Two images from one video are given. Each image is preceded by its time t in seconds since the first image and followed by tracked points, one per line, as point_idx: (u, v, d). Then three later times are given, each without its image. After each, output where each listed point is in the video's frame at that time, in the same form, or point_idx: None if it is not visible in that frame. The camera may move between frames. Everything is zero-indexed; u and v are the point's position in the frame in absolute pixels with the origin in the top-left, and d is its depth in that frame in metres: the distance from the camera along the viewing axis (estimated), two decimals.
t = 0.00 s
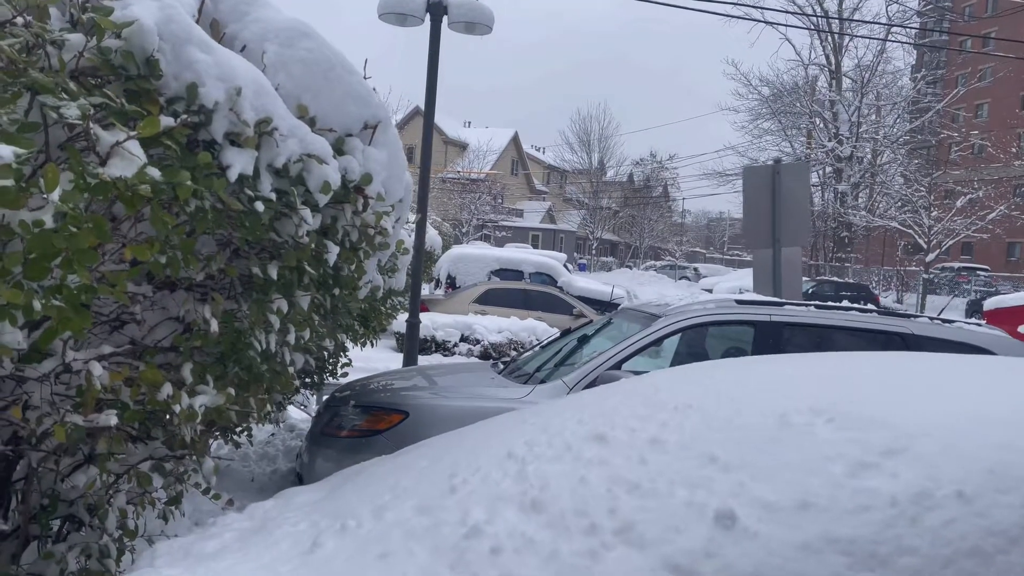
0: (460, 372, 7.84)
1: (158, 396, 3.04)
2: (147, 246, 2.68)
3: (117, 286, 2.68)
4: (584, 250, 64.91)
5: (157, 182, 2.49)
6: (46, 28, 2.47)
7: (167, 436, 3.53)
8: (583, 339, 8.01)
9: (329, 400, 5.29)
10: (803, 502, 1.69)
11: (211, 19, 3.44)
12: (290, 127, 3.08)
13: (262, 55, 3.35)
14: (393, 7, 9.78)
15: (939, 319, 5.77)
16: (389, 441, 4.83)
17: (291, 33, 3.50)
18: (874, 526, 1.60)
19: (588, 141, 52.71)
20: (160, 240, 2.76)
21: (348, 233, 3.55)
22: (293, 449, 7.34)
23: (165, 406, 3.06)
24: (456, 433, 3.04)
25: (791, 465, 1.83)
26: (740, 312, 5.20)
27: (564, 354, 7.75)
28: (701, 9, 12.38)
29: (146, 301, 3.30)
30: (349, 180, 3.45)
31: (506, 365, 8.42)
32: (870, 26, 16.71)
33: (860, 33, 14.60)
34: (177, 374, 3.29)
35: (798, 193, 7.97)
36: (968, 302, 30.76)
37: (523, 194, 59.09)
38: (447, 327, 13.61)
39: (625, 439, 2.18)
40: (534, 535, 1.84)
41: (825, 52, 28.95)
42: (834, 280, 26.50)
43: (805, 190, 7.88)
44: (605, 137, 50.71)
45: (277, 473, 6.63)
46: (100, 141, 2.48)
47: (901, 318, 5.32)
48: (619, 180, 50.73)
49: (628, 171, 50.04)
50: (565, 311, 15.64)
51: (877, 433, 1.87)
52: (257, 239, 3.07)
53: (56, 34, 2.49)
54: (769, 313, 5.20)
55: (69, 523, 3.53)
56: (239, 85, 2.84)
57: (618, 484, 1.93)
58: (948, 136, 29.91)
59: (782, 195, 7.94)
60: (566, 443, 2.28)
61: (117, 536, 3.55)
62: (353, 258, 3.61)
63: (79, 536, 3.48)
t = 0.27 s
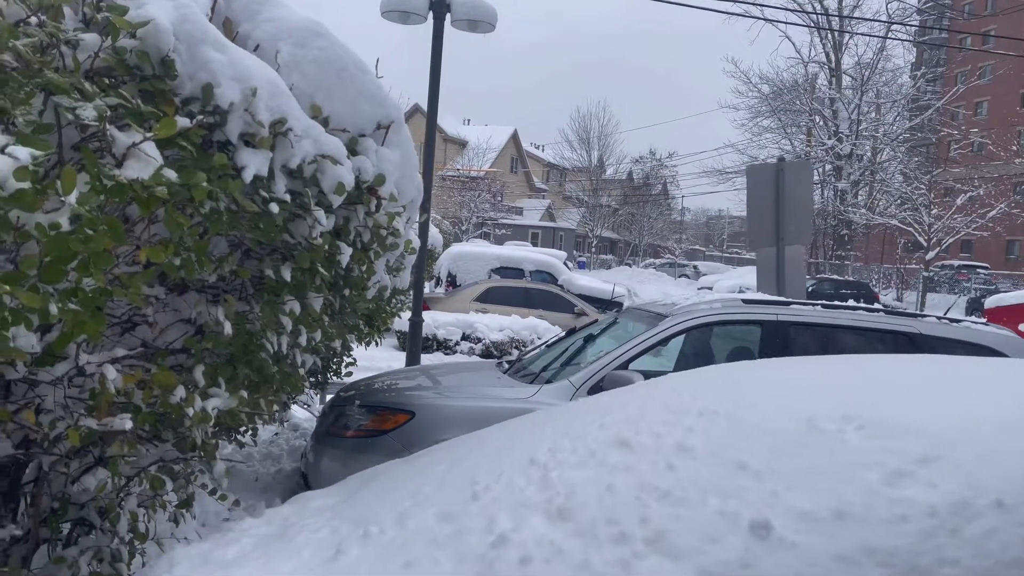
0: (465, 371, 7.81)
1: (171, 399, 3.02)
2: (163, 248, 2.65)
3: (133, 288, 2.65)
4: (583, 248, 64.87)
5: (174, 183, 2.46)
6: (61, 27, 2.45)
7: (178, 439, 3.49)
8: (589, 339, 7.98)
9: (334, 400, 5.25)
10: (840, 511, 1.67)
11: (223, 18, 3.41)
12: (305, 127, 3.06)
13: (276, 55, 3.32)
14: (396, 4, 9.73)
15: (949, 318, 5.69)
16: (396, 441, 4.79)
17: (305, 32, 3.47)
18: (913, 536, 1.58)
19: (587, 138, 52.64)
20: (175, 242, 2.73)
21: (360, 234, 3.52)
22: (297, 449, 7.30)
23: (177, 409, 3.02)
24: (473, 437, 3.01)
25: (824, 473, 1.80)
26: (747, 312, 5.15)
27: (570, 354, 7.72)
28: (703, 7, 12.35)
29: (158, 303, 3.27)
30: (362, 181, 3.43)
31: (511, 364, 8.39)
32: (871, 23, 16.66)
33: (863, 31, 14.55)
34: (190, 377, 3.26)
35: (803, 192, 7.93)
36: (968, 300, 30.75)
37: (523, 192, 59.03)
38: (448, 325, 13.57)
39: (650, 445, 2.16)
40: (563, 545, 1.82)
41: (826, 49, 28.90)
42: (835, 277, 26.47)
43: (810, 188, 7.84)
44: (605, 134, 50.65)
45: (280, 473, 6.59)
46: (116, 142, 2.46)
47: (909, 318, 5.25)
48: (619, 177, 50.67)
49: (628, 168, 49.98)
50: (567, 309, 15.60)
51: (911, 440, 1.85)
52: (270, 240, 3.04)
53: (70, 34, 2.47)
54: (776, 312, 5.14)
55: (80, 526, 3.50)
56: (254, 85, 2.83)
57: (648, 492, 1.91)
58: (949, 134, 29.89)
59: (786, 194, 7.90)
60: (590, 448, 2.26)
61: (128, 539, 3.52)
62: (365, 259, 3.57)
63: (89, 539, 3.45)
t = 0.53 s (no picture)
0: (471, 372, 7.78)
1: (190, 406, 2.99)
2: (184, 255, 2.62)
3: (153, 296, 2.61)
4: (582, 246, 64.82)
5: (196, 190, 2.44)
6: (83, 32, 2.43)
7: (194, 445, 3.44)
8: (596, 340, 7.95)
9: (340, 402, 5.21)
10: (884, 527, 1.65)
11: (241, 20, 3.38)
12: (324, 132, 3.04)
13: (294, 59, 3.31)
14: (400, 4, 9.69)
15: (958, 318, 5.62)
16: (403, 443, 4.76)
17: (323, 35, 3.46)
18: (960, 553, 1.56)
19: (586, 136, 52.58)
20: (195, 249, 2.71)
21: (376, 238, 3.50)
22: (302, 450, 7.27)
23: (196, 416, 3.00)
24: (493, 444, 2.99)
25: (864, 488, 1.78)
26: (754, 313, 5.08)
27: (576, 355, 7.69)
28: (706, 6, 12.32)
29: (175, 308, 3.24)
30: (380, 185, 3.41)
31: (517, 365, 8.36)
32: (871, 20, 16.62)
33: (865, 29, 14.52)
34: (207, 383, 3.23)
35: (807, 191, 7.90)
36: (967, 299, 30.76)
37: (521, 190, 58.98)
38: (450, 324, 13.52)
39: (682, 456, 2.14)
40: (600, 560, 1.80)
41: (825, 48, 28.86)
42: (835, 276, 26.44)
43: (814, 188, 7.81)
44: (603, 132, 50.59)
45: (287, 474, 6.55)
46: (139, 149, 2.44)
47: (918, 319, 5.18)
48: (617, 176, 50.62)
49: (626, 166, 49.93)
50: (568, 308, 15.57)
51: (952, 453, 1.82)
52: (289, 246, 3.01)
53: (93, 39, 2.45)
54: (785, 314, 5.08)
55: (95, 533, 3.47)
56: (276, 90, 2.82)
57: (685, 505, 1.89)
58: (948, 132, 29.89)
59: (790, 194, 7.87)
60: (620, 458, 2.24)
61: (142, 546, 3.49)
62: (380, 263, 3.54)
63: (104, 546, 3.43)
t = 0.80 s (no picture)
0: (473, 373, 7.75)
1: (198, 411, 2.96)
2: (194, 260, 2.59)
3: (163, 301, 2.58)
4: (579, 245, 64.78)
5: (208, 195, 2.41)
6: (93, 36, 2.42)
7: (200, 448, 3.39)
8: (599, 341, 7.92)
9: (343, 404, 5.18)
10: (912, 539, 1.63)
11: (249, 22, 3.37)
12: (334, 135, 3.02)
13: (304, 61, 3.29)
14: (400, 3, 9.66)
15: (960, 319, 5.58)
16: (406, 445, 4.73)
17: (332, 37, 3.44)
18: (991, 566, 1.54)
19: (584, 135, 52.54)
20: (206, 254, 2.68)
21: (384, 241, 3.47)
22: (304, 451, 7.24)
23: (204, 421, 2.97)
24: (504, 449, 2.97)
25: (890, 498, 1.76)
26: (758, 313, 5.05)
27: (579, 356, 7.66)
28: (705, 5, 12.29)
29: (182, 312, 3.22)
30: (388, 188, 3.38)
31: (519, 365, 8.33)
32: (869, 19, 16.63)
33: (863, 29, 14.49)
34: (214, 388, 3.20)
35: (808, 191, 7.87)
36: (964, 297, 30.80)
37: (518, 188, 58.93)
38: (449, 324, 13.48)
39: (701, 464, 2.12)
40: (623, 571, 1.78)
41: (823, 46, 28.86)
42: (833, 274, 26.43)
43: (816, 187, 7.78)
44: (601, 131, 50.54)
45: (288, 475, 6.52)
46: (150, 153, 2.42)
47: (921, 320, 5.14)
48: (615, 174, 50.58)
49: (624, 165, 49.91)
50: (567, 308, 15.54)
51: (978, 463, 1.81)
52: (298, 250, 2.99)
53: (103, 42, 2.43)
54: (788, 314, 5.04)
55: (100, 538, 3.43)
56: (286, 93, 2.80)
57: (707, 515, 1.87)
58: (945, 131, 29.91)
59: (792, 193, 7.85)
60: (638, 467, 2.22)
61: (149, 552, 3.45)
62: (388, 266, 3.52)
63: (110, 552, 3.40)
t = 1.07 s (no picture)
0: (470, 373, 7.71)
1: (193, 416, 2.91)
2: (188, 262, 2.54)
3: (158, 304, 2.53)
4: (575, 244, 64.75)
5: (202, 196, 2.36)
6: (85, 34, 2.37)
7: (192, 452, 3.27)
8: (597, 341, 7.88)
9: (339, 405, 5.13)
10: (925, 551, 1.59)
11: (245, 20, 3.32)
12: (331, 135, 2.97)
13: (300, 60, 3.25)
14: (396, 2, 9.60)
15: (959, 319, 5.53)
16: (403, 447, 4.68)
17: (329, 35, 3.40)
18: None
19: (580, 133, 52.50)
20: (200, 256, 2.62)
21: (381, 242, 3.43)
22: (300, 452, 7.19)
23: (198, 425, 2.92)
24: (504, 454, 2.93)
25: (900, 507, 1.73)
26: (756, 314, 5.01)
27: (577, 357, 7.62)
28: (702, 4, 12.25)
29: (177, 314, 3.17)
30: (386, 188, 3.34)
31: (516, 366, 8.29)
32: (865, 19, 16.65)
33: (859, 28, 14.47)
34: (209, 392, 3.15)
35: (805, 190, 7.84)
36: (959, 296, 30.84)
37: (514, 187, 58.88)
38: (446, 323, 13.43)
39: (706, 471, 2.08)
40: None
41: (819, 46, 28.87)
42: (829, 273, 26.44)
43: (813, 187, 7.75)
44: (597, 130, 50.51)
45: (284, 476, 6.47)
46: (143, 154, 2.37)
47: (919, 319, 5.08)
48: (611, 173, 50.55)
49: (620, 164, 49.88)
50: (564, 307, 15.50)
51: (989, 471, 1.77)
52: (294, 252, 2.94)
53: (95, 40, 2.39)
54: (786, 314, 4.99)
55: (94, 543, 3.38)
56: (282, 93, 2.75)
57: (713, 525, 1.83)
58: (940, 130, 29.94)
59: (789, 192, 7.82)
60: (642, 473, 2.18)
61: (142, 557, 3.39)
62: (385, 267, 3.47)
63: (104, 557, 3.35)
